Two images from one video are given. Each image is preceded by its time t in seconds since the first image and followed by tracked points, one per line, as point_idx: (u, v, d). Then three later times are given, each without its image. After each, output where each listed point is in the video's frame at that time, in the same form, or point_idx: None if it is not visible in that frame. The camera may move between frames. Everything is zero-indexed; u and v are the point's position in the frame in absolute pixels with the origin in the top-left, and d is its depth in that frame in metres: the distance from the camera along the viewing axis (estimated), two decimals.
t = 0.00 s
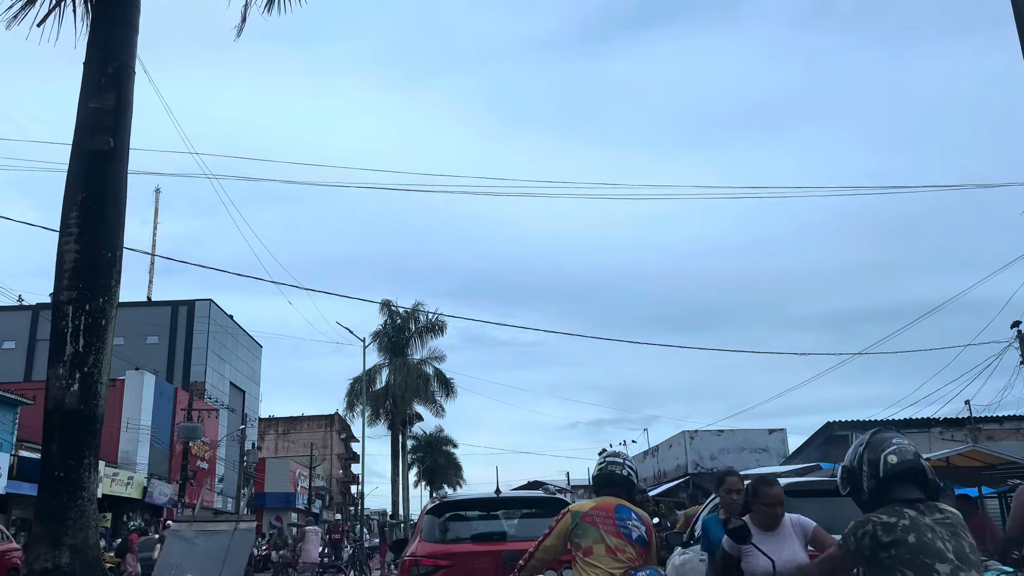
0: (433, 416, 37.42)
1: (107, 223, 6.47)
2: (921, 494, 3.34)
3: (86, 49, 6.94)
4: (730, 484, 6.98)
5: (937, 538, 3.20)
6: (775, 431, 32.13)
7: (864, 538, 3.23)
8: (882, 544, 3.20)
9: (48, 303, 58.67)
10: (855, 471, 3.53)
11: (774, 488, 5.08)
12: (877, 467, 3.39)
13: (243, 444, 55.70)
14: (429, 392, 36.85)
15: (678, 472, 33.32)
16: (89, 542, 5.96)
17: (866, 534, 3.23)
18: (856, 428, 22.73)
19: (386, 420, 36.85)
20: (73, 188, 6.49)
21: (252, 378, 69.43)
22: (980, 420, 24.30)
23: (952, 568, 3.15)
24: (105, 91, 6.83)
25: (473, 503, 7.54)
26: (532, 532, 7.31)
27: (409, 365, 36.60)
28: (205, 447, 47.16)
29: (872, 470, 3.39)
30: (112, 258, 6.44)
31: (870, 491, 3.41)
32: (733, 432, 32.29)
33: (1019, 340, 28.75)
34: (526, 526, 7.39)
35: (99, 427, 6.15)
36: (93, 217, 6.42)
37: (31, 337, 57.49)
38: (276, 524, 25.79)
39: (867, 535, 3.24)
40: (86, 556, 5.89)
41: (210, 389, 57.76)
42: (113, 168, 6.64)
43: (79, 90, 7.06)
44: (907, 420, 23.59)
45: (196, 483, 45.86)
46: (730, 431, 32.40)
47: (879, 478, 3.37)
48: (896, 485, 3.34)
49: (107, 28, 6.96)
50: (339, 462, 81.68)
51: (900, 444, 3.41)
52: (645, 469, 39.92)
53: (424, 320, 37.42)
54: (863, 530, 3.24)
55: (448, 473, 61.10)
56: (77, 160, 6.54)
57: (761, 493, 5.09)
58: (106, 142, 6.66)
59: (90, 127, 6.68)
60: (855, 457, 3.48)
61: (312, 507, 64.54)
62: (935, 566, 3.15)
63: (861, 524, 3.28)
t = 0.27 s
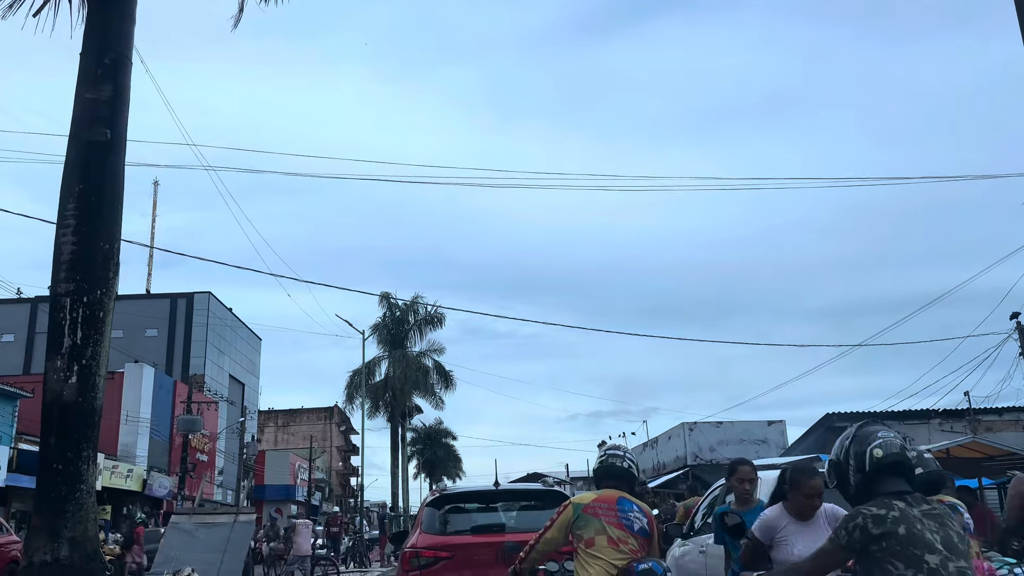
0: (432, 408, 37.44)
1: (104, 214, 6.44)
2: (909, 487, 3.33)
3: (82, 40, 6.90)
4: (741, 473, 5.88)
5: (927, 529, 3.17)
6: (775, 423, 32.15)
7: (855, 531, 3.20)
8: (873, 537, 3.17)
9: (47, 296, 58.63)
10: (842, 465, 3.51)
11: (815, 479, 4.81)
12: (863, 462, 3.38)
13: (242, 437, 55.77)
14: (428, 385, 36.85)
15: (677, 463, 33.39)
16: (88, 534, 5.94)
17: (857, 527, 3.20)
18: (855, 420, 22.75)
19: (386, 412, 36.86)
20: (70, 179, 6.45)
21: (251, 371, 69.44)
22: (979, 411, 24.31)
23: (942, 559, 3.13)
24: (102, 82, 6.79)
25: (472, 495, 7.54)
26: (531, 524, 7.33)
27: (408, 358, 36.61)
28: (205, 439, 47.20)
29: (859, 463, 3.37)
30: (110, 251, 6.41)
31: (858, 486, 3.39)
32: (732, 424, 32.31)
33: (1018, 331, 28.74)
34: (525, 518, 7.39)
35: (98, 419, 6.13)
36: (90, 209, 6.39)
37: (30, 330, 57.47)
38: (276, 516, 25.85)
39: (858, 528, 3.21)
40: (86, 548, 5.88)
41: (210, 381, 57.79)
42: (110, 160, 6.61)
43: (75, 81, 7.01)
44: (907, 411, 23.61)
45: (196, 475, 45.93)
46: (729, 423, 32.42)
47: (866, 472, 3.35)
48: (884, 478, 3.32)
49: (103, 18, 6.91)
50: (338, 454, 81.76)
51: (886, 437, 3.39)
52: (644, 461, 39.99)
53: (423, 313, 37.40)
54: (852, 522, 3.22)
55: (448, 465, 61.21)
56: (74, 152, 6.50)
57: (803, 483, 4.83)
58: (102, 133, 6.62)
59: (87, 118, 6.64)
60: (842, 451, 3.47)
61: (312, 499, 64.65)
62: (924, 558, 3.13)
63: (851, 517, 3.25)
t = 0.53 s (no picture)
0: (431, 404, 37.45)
1: (100, 209, 6.41)
2: (917, 483, 3.30)
3: (79, 34, 6.86)
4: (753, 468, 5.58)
5: (936, 526, 3.16)
6: (773, 419, 32.18)
7: (862, 529, 3.19)
8: (881, 534, 3.16)
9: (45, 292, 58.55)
10: (849, 459, 3.48)
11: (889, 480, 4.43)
12: (869, 456, 3.36)
13: (241, 433, 55.78)
14: (427, 381, 36.85)
15: (675, 460, 33.40)
16: (85, 530, 5.92)
17: (864, 524, 3.19)
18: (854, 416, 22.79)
19: (385, 408, 36.86)
20: (67, 174, 6.43)
21: (249, 366, 69.42)
22: (978, 408, 24.34)
23: (951, 556, 3.12)
24: (99, 76, 6.76)
25: (469, 491, 7.53)
26: (527, 520, 7.33)
27: (407, 353, 36.60)
28: (203, 435, 47.19)
29: (864, 459, 3.35)
30: (106, 246, 6.38)
31: (863, 481, 3.37)
32: (730, 419, 32.31)
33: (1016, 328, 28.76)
34: (521, 514, 7.40)
35: (95, 414, 6.11)
36: (86, 204, 6.36)
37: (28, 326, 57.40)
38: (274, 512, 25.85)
39: (864, 526, 3.20)
40: (82, 544, 5.86)
41: (208, 377, 57.77)
42: (107, 154, 6.58)
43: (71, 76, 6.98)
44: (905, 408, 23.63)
45: (194, 470, 45.95)
46: (728, 419, 32.43)
47: (872, 467, 3.33)
48: (891, 473, 3.30)
49: (99, 13, 6.87)
50: (336, 450, 81.77)
51: (893, 432, 3.37)
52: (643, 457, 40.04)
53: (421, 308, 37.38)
54: (860, 520, 3.21)
55: (446, 461, 61.25)
56: (71, 146, 6.47)
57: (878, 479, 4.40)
58: (99, 128, 6.59)
59: (83, 113, 6.61)
60: (847, 446, 3.44)
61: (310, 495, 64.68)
62: (935, 555, 3.11)
63: (858, 514, 3.24)
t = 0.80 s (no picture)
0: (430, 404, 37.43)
1: (98, 208, 6.40)
2: (918, 483, 3.30)
3: (78, 31, 6.85)
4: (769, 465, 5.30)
5: (938, 528, 3.16)
6: (771, 419, 32.18)
7: (864, 530, 3.18)
8: (883, 536, 3.15)
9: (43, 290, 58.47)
10: (850, 459, 3.48)
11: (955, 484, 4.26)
12: (870, 456, 3.35)
13: (239, 432, 55.74)
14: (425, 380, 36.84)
15: (673, 460, 33.40)
16: (82, 529, 5.91)
17: (864, 526, 3.18)
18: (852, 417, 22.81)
19: (383, 407, 36.85)
20: (65, 172, 6.42)
21: (247, 365, 69.38)
22: (976, 408, 24.35)
23: (953, 558, 3.12)
24: (98, 74, 6.75)
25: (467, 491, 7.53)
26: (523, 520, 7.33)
27: (405, 353, 36.59)
28: (201, 434, 47.15)
29: (866, 459, 3.34)
30: (104, 245, 6.37)
31: (865, 481, 3.36)
32: (729, 419, 32.30)
33: (1014, 329, 28.78)
34: (517, 514, 7.40)
35: (92, 412, 6.09)
36: (85, 202, 6.35)
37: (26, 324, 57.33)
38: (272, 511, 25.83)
39: (865, 527, 3.19)
40: (79, 543, 5.84)
41: (206, 376, 57.73)
42: (105, 153, 6.57)
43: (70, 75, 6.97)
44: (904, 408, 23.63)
45: (192, 469, 45.93)
46: (726, 419, 32.44)
47: (873, 467, 3.32)
48: (892, 473, 3.30)
49: (98, 10, 6.86)
50: (334, 450, 81.73)
51: (894, 431, 3.36)
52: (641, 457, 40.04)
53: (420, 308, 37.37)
54: (862, 522, 3.19)
55: (444, 460, 61.25)
56: (69, 145, 6.45)
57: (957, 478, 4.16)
58: (97, 126, 6.58)
59: (82, 111, 6.60)
60: (850, 446, 3.43)
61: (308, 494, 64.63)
62: (937, 557, 3.11)
63: (859, 515, 3.23)
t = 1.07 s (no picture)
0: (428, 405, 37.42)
1: (98, 209, 6.41)
2: (902, 484, 3.31)
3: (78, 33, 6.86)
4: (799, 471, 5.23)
5: (921, 528, 3.16)
6: (770, 422, 32.18)
7: (848, 531, 3.19)
8: (866, 537, 3.16)
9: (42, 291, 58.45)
10: (836, 461, 3.50)
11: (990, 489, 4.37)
12: (855, 458, 3.38)
13: (237, 434, 55.68)
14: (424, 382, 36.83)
15: (672, 462, 33.39)
16: (81, 530, 5.90)
17: (849, 527, 3.19)
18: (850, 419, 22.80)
19: (381, 409, 36.84)
20: (65, 173, 6.42)
21: (246, 367, 69.34)
22: (974, 411, 24.35)
23: (937, 558, 3.12)
24: (98, 75, 6.75)
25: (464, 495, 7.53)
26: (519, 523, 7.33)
27: (404, 355, 36.58)
28: (200, 436, 47.10)
29: (850, 461, 3.37)
30: (103, 246, 6.37)
31: (849, 483, 3.39)
32: (727, 422, 32.29)
33: (1013, 332, 28.80)
34: (513, 517, 7.41)
35: (91, 414, 6.09)
36: (84, 204, 6.35)
37: (25, 325, 57.31)
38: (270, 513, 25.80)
39: (850, 528, 3.20)
40: (78, 544, 5.84)
41: (204, 377, 57.69)
42: (105, 154, 6.58)
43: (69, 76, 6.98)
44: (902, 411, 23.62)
45: (190, 471, 45.89)
46: (725, 421, 32.42)
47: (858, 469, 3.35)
48: (875, 475, 3.32)
49: (99, 11, 6.87)
50: (333, 452, 81.61)
51: (879, 433, 3.39)
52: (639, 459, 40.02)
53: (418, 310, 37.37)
54: (845, 522, 3.21)
55: (443, 462, 61.18)
56: (69, 146, 6.45)
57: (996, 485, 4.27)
58: (97, 127, 6.59)
59: (81, 112, 6.60)
60: (834, 449, 3.46)
61: (306, 496, 64.57)
62: (920, 557, 3.11)
63: (843, 517, 3.24)
